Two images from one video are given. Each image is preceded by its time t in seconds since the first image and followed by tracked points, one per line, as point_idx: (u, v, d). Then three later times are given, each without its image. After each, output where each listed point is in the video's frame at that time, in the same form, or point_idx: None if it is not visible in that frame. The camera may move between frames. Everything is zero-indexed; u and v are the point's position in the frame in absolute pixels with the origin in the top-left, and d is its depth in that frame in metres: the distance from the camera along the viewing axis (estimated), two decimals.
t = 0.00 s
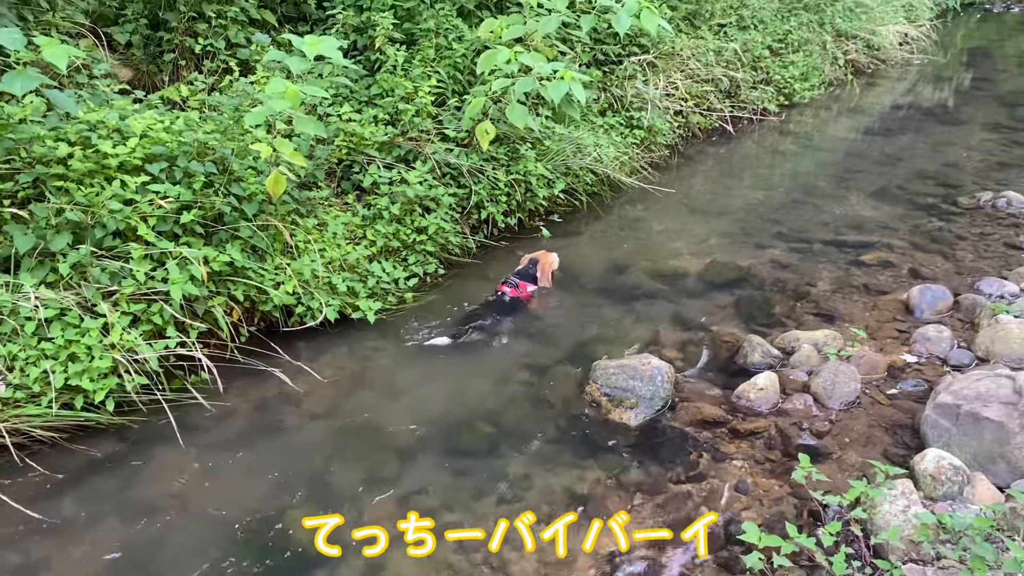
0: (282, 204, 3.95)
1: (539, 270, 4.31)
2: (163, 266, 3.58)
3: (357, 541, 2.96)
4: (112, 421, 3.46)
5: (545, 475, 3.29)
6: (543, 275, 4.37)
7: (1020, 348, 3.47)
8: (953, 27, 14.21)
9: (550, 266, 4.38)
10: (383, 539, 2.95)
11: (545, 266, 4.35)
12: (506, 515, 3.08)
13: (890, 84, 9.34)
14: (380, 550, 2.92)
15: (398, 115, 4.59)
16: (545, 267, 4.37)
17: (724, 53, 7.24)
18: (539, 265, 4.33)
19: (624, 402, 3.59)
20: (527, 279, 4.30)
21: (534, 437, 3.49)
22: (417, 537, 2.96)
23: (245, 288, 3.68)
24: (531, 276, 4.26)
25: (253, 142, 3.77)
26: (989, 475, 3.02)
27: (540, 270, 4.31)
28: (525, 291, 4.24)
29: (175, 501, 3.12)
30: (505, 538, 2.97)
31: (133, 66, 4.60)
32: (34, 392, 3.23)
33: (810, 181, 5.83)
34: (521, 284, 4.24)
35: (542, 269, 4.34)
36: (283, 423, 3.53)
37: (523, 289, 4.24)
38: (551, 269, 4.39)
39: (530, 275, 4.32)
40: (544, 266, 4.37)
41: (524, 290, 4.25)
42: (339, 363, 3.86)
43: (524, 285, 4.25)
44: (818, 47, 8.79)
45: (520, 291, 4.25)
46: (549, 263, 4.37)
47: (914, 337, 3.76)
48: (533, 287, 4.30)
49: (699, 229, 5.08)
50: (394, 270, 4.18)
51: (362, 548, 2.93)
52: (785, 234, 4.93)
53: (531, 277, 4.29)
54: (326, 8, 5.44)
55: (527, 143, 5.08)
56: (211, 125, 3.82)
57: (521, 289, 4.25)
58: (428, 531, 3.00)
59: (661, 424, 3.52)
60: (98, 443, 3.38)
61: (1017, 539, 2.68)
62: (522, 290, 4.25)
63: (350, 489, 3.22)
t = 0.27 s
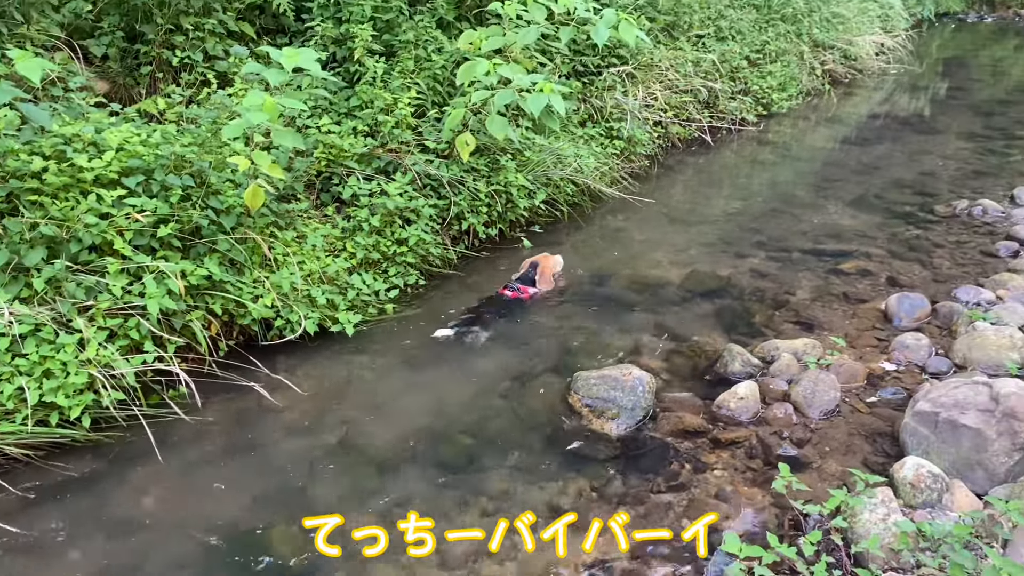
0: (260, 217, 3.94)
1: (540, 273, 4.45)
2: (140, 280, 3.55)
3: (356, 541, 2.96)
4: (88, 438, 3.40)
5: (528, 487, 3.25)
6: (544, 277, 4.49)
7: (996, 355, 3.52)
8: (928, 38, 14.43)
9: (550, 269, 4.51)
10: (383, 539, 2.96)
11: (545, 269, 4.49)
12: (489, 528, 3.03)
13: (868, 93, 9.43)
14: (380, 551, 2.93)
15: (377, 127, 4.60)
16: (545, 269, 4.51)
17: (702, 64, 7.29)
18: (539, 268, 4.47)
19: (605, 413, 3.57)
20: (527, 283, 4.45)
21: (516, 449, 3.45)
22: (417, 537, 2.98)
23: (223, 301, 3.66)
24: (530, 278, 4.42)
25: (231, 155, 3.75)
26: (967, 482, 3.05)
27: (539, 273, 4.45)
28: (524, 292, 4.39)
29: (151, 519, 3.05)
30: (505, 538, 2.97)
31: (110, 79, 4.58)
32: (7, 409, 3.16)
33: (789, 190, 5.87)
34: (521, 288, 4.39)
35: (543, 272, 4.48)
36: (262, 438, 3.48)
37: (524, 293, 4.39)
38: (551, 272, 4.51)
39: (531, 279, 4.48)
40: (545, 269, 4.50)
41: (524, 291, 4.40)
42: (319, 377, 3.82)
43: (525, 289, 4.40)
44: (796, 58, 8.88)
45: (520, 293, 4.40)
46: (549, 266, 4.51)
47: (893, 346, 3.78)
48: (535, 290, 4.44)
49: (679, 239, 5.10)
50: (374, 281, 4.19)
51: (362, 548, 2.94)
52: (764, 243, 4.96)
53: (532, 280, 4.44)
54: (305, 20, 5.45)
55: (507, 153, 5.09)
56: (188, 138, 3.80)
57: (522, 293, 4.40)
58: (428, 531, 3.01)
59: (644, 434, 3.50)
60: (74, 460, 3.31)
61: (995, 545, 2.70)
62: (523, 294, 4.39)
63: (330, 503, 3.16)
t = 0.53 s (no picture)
0: (236, 229, 3.92)
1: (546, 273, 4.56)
2: (114, 294, 3.50)
3: (357, 542, 2.99)
4: (62, 454, 3.34)
5: (507, 498, 3.21)
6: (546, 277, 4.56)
7: (972, 361, 3.56)
8: (903, 46, 14.62)
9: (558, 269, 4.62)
10: (383, 540, 2.98)
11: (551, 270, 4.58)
12: (469, 540, 3.00)
13: (844, 101, 9.52)
14: (380, 551, 2.95)
15: (355, 137, 4.60)
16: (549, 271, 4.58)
17: (680, 73, 7.34)
18: (544, 269, 4.57)
19: (585, 423, 3.55)
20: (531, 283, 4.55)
21: (495, 460, 3.42)
22: (417, 537, 3.00)
23: (199, 314, 3.63)
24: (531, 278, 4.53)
25: (207, 167, 3.73)
26: (944, 488, 3.06)
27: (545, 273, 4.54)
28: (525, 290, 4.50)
29: (125, 536, 2.99)
30: (504, 537, 3.00)
31: (84, 90, 4.59)
32: None
33: (767, 199, 5.92)
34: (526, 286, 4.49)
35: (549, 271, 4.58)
36: (240, 451, 3.44)
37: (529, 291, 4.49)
38: (557, 273, 4.61)
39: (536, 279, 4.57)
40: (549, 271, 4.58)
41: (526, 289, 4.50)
42: (298, 389, 3.79)
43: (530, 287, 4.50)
44: (773, 67, 8.96)
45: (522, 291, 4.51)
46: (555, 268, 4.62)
47: (870, 352, 3.81)
48: (539, 289, 4.53)
49: (659, 247, 5.12)
50: (352, 293, 4.16)
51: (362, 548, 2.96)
52: (742, 251, 5.00)
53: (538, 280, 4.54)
54: (282, 31, 5.44)
55: (486, 163, 5.09)
56: (163, 150, 3.77)
57: (527, 291, 4.50)
58: (427, 531, 3.04)
59: (624, 443, 3.49)
60: (47, 477, 3.25)
61: (971, 551, 2.68)
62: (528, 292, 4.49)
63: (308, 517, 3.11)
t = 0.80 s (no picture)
0: (212, 239, 3.89)
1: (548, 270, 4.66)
2: (87, 307, 3.44)
3: (357, 542, 3.00)
4: (34, 470, 3.27)
5: (488, 509, 3.17)
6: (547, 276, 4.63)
7: (947, 366, 3.58)
8: (878, 52, 14.82)
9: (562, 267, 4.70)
10: (382, 540, 2.99)
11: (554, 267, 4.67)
12: (450, 551, 2.95)
13: (821, 108, 9.61)
14: (379, 551, 2.96)
15: (332, 146, 4.60)
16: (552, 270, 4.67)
17: (657, 81, 7.38)
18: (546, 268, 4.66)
19: (565, 431, 3.52)
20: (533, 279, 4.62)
21: (476, 470, 3.38)
22: (417, 537, 3.01)
23: (174, 326, 3.60)
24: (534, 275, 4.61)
25: (182, 177, 3.70)
26: (921, 492, 3.04)
27: (548, 269, 4.63)
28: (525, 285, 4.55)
29: (98, 552, 2.92)
30: (505, 537, 3.00)
31: (57, 101, 4.56)
32: None
33: (745, 205, 5.97)
34: (527, 279, 4.57)
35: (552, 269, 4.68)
36: (216, 464, 3.39)
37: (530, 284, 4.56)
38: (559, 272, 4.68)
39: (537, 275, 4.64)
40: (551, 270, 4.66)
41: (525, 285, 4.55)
42: (275, 401, 3.76)
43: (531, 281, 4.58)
44: (750, 74, 9.04)
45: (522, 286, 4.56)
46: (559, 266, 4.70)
47: (847, 358, 3.84)
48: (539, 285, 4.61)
49: (638, 254, 5.13)
50: (330, 303, 4.16)
51: (362, 549, 2.97)
52: (720, 257, 5.04)
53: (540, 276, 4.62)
54: (258, 41, 5.44)
55: (465, 172, 5.10)
56: (137, 161, 3.75)
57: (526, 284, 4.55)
58: (427, 531, 3.05)
59: (604, 451, 3.47)
60: (18, 493, 3.17)
61: (948, 556, 2.64)
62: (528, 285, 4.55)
63: (286, 529, 3.05)
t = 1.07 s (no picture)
0: (187, 248, 3.87)
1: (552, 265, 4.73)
2: (59, 317, 3.39)
3: (356, 541, 3.00)
4: (6, 483, 3.20)
5: (467, 517, 3.13)
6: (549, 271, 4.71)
7: (923, 369, 3.61)
8: (853, 58, 14.98)
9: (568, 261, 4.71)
10: (382, 539, 2.99)
11: (558, 261, 4.72)
12: (430, 561, 2.91)
13: (797, 113, 9.69)
14: (379, 550, 2.96)
15: (309, 154, 4.60)
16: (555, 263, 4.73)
17: (635, 87, 7.43)
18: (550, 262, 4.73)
19: (543, 438, 3.50)
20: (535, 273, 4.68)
21: (456, 479, 3.35)
22: (417, 537, 3.02)
23: (149, 336, 3.57)
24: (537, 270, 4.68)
25: (156, 186, 3.67)
26: (898, 496, 3.04)
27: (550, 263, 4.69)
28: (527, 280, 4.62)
29: (70, 564, 2.85)
30: (505, 537, 3.02)
31: (29, 109, 4.52)
32: None
33: (723, 211, 6.01)
34: (528, 272, 4.66)
35: (556, 264, 4.74)
36: (192, 476, 3.34)
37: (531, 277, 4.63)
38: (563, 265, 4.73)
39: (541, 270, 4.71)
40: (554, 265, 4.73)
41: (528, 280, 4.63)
42: (252, 412, 3.73)
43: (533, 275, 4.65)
44: (727, 80, 9.12)
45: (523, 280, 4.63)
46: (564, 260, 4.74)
47: (824, 362, 3.87)
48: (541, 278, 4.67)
49: (618, 260, 5.15)
50: (306, 311, 4.15)
51: (362, 548, 2.97)
52: (698, 263, 5.07)
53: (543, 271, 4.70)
54: (233, 48, 5.42)
55: (443, 178, 5.13)
56: (111, 169, 3.72)
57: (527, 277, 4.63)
58: (427, 531, 3.06)
59: (584, 458, 3.46)
60: None
61: (924, 558, 2.64)
62: (528, 278, 4.62)
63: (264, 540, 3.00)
